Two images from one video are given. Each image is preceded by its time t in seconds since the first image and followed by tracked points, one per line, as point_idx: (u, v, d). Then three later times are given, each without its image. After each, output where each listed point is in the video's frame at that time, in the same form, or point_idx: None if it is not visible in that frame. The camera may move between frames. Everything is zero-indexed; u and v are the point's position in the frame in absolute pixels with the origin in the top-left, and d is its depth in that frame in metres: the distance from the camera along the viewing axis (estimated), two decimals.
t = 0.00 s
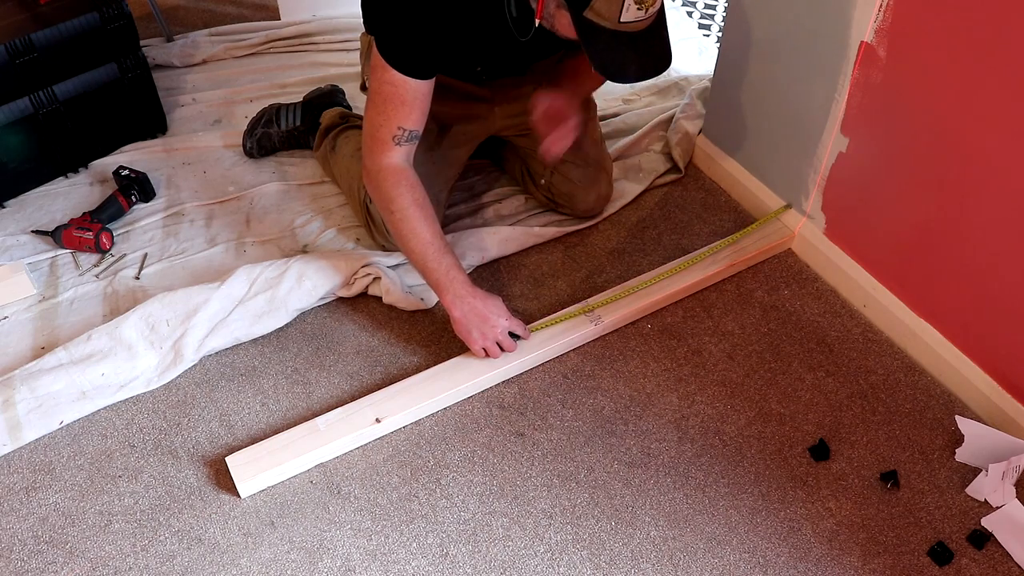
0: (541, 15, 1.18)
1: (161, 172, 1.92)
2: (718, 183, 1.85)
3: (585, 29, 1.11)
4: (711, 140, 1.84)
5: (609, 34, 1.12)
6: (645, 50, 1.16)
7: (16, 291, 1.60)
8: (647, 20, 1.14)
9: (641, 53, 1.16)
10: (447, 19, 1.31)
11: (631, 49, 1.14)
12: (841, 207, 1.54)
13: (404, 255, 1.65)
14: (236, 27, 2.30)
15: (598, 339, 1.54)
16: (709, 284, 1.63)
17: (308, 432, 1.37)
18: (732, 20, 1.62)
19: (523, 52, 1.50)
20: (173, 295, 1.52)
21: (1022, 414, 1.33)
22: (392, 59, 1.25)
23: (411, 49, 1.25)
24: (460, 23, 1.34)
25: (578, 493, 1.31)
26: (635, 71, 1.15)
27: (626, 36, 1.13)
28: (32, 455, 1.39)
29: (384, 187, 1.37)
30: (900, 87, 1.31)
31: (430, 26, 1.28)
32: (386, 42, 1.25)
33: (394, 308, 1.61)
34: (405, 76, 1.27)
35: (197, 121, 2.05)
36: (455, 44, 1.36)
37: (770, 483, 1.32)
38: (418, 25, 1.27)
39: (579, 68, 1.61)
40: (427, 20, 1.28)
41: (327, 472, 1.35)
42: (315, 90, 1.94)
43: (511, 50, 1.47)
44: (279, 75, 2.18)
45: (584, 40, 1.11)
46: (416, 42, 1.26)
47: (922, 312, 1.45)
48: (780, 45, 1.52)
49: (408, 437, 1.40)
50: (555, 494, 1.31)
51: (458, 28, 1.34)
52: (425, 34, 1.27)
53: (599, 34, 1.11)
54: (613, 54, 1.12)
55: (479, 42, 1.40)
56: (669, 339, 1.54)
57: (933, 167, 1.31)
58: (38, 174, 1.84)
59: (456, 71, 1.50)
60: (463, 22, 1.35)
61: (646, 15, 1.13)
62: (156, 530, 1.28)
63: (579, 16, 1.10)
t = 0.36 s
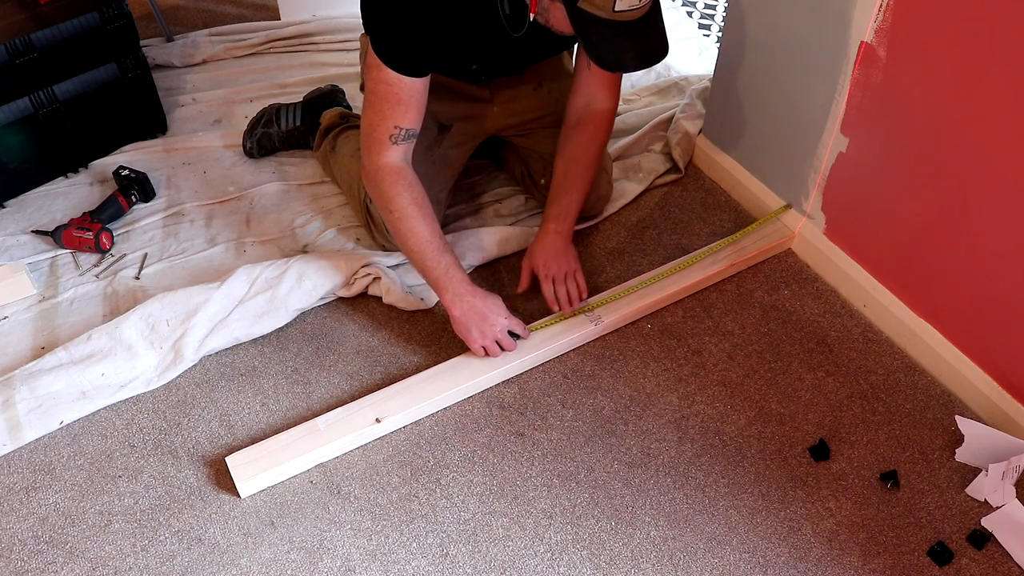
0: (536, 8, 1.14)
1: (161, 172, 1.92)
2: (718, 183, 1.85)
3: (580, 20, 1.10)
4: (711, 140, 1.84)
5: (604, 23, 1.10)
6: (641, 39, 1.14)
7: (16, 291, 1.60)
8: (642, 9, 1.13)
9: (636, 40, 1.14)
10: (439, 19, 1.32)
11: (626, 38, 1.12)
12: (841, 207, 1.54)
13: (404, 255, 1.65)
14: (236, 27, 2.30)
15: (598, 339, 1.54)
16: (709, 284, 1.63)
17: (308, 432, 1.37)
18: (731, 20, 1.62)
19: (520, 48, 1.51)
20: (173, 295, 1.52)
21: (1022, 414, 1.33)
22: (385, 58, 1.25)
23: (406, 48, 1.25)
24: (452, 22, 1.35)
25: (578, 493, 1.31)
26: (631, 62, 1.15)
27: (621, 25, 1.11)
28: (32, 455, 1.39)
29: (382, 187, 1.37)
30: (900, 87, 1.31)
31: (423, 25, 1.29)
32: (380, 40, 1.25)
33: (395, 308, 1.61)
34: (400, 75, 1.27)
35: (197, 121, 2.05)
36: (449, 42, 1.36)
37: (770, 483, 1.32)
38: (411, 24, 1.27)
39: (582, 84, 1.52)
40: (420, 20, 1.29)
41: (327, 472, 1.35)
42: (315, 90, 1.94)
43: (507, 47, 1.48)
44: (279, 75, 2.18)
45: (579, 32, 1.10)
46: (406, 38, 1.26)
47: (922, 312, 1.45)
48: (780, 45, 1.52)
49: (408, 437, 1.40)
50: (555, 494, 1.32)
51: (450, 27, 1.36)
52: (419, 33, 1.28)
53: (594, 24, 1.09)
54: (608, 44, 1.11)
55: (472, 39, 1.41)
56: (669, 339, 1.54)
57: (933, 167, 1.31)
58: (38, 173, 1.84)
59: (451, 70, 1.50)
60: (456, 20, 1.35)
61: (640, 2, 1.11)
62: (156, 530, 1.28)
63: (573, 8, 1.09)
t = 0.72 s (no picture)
0: (535, 11, 1.14)
1: (161, 172, 1.92)
2: (718, 183, 1.85)
3: (577, 24, 1.10)
4: (711, 140, 1.84)
5: (603, 28, 1.10)
6: (640, 43, 1.14)
7: (16, 291, 1.60)
8: (642, 12, 1.12)
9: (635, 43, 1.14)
10: (436, 19, 1.32)
11: (626, 41, 1.12)
12: (841, 206, 1.53)
13: (404, 255, 1.65)
14: (236, 27, 2.30)
15: (598, 339, 1.54)
16: (709, 284, 1.63)
17: (308, 432, 1.37)
18: (731, 20, 1.62)
19: (517, 51, 1.50)
20: (173, 295, 1.52)
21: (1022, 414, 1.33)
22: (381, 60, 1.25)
23: (403, 49, 1.25)
24: (449, 22, 1.35)
25: (578, 493, 1.31)
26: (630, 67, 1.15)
27: (621, 29, 1.11)
28: (32, 455, 1.39)
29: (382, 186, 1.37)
30: (900, 87, 1.31)
31: (420, 25, 1.29)
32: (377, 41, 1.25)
33: (395, 308, 1.61)
34: (395, 77, 1.27)
35: (197, 121, 2.05)
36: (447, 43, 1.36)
37: (770, 483, 1.32)
38: (408, 25, 1.27)
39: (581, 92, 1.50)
40: (417, 20, 1.28)
41: (327, 472, 1.35)
42: (315, 90, 1.94)
43: (504, 50, 1.48)
44: (279, 75, 2.18)
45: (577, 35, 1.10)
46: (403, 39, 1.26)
47: (922, 312, 1.45)
48: (779, 45, 1.52)
49: (408, 437, 1.40)
50: (555, 494, 1.32)
51: (447, 27, 1.35)
52: (415, 34, 1.27)
53: (594, 29, 1.09)
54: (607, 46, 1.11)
55: (471, 41, 1.41)
56: (669, 339, 1.54)
57: (933, 167, 1.31)
58: (38, 173, 1.84)
59: (450, 71, 1.51)
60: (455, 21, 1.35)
61: (639, 7, 1.10)
62: (156, 530, 1.28)
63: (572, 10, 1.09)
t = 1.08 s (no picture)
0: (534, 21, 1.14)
1: (161, 172, 1.92)
2: (718, 183, 1.85)
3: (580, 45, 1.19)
4: (711, 140, 1.84)
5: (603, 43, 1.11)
6: (640, 60, 1.22)
7: (16, 291, 1.60)
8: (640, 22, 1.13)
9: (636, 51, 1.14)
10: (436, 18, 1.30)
11: (625, 59, 1.21)
12: (841, 206, 1.53)
13: (405, 255, 1.66)
14: (236, 27, 2.30)
15: (598, 339, 1.54)
16: (709, 284, 1.63)
17: (308, 432, 1.37)
18: (731, 20, 1.62)
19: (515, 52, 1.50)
20: (173, 295, 1.52)
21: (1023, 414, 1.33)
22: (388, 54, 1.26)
23: (406, 45, 1.26)
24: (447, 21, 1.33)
25: (578, 493, 1.31)
26: (630, 81, 1.23)
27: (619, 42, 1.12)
28: (32, 455, 1.39)
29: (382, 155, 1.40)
30: (901, 87, 1.31)
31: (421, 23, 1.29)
32: (379, 36, 1.25)
33: (395, 308, 1.61)
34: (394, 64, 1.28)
35: (197, 121, 2.05)
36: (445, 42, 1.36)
37: (770, 483, 1.32)
38: (410, 21, 1.24)
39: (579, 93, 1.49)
40: (420, 18, 1.25)
41: (327, 472, 1.35)
42: (315, 90, 1.94)
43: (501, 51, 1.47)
44: (279, 75, 2.18)
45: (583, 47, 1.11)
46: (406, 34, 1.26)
47: (922, 312, 1.45)
48: (780, 45, 1.52)
49: (408, 437, 1.40)
50: (555, 494, 1.32)
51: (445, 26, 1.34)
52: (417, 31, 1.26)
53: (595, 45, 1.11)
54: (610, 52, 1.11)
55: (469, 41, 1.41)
56: (669, 339, 1.54)
57: (933, 166, 1.31)
58: (38, 173, 1.84)
59: (448, 70, 1.51)
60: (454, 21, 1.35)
61: (637, 25, 1.18)
62: (156, 530, 1.28)
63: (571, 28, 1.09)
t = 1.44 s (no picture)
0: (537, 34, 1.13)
1: (161, 172, 1.92)
2: (718, 183, 1.85)
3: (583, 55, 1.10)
4: (711, 140, 1.84)
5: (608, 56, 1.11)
6: (644, 68, 1.15)
7: (16, 291, 1.60)
8: (644, 35, 1.13)
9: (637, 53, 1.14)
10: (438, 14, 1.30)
11: (630, 68, 1.14)
12: (841, 207, 1.53)
13: (405, 255, 1.66)
14: (236, 27, 2.30)
15: (598, 339, 1.54)
16: (709, 284, 1.63)
17: (308, 432, 1.37)
18: (731, 20, 1.62)
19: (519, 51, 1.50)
20: (173, 295, 1.51)
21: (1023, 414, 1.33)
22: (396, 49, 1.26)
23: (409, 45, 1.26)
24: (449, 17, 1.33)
25: (578, 493, 1.31)
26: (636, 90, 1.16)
27: (623, 54, 1.12)
28: (32, 455, 1.39)
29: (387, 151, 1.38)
30: (901, 87, 1.31)
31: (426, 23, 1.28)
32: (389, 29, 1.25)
33: (395, 308, 1.61)
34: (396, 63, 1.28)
35: (197, 121, 2.05)
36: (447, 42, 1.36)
37: (770, 483, 1.32)
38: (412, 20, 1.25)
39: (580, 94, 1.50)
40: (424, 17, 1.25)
41: (327, 472, 1.35)
42: (314, 90, 1.94)
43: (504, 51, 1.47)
44: (279, 75, 2.18)
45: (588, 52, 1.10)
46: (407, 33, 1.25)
47: (922, 312, 1.45)
48: (780, 46, 1.52)
49: (408, 437, 1.40)
50: (555, 494, 1.32)
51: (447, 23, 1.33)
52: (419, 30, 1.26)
53: (599, 59, 1.11)
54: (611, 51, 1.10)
55: (470, 42, 1.41)
56: (669, 339, 1.54)
57: (933, 167, 1.31)
58: (38, 173, 1.84)
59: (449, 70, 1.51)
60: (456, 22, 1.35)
61: (641, 33, 1.11)
62: (156, 530, 1.28)
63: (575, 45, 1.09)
